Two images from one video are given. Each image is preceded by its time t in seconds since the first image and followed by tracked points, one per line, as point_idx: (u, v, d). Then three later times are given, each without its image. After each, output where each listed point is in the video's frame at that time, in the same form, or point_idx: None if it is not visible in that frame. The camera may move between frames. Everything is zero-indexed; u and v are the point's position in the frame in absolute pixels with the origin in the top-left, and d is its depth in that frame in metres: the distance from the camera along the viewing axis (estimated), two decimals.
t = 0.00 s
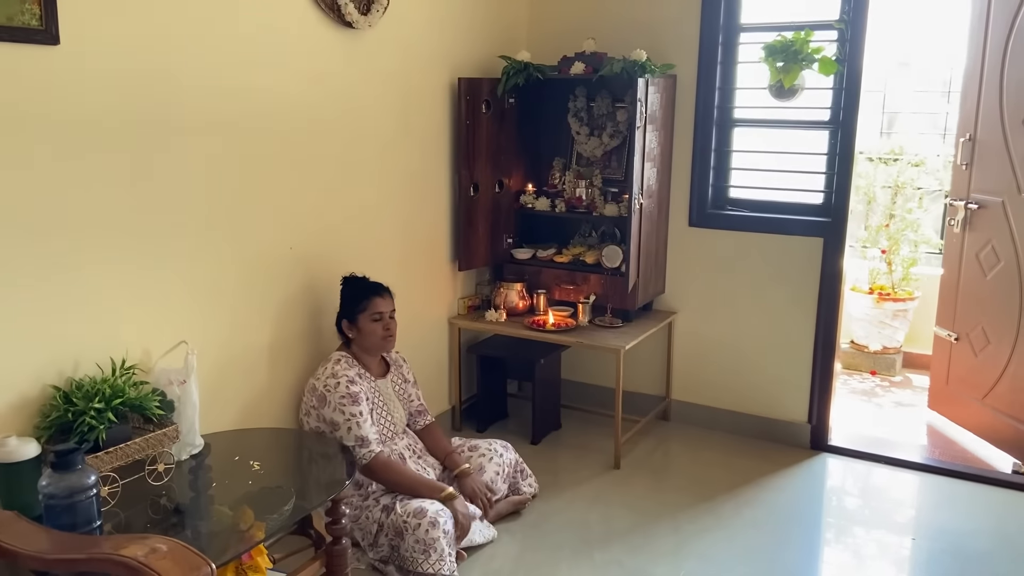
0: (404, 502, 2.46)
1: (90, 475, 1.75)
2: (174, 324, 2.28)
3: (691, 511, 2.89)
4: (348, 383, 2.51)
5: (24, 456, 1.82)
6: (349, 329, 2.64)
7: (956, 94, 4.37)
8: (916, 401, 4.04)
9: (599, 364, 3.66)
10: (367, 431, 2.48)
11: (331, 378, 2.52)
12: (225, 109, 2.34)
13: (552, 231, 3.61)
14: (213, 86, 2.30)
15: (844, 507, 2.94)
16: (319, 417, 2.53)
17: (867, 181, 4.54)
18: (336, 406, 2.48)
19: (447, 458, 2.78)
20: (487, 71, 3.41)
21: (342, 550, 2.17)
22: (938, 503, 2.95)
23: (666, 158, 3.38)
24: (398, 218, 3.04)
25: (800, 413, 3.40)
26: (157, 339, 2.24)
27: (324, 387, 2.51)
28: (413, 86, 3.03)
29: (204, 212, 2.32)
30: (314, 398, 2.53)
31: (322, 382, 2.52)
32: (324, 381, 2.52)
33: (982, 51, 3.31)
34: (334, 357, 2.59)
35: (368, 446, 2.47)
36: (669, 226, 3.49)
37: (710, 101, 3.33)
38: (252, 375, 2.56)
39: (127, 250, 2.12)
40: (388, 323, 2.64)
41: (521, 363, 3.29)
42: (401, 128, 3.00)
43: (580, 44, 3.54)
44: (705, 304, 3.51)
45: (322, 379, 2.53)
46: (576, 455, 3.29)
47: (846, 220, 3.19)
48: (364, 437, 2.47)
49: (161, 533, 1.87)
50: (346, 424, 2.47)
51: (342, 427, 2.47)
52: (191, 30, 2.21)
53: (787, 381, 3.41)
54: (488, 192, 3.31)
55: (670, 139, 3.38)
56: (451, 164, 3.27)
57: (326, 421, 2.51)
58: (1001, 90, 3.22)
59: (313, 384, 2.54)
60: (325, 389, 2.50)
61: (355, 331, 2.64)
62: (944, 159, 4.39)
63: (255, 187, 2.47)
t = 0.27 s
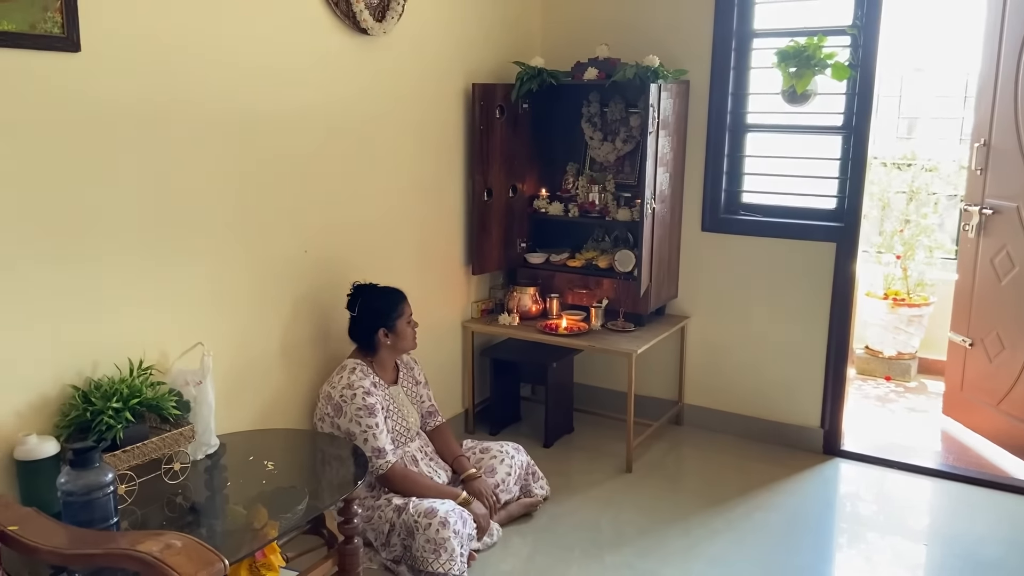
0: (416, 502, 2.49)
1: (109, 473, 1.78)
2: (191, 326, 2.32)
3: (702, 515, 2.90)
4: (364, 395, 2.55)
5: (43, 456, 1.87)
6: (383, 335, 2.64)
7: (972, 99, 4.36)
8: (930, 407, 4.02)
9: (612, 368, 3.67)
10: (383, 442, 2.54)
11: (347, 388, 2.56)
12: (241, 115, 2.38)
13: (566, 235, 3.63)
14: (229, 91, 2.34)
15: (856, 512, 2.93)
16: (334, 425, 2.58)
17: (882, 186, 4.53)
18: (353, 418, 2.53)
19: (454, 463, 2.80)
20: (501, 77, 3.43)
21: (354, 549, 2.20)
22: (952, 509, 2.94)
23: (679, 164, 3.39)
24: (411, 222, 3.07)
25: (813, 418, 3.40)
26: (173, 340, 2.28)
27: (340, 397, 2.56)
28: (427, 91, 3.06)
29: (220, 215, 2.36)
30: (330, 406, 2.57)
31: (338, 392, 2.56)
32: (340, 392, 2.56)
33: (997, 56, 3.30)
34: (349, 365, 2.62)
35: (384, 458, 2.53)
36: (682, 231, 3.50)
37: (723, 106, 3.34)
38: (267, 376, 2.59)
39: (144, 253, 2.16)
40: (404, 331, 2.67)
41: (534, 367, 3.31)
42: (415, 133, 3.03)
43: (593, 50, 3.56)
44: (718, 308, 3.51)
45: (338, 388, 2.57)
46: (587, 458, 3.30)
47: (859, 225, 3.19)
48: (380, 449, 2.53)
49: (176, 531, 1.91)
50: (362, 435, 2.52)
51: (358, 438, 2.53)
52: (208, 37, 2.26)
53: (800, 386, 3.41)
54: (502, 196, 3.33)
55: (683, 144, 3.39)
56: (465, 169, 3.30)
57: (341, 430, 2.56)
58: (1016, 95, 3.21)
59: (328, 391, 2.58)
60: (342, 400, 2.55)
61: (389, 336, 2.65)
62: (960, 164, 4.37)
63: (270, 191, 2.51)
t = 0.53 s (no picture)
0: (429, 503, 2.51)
1: (127, 471, 1.81)
2: (207, 327, 2.35)
3: (714, 518, 2.90)
4: (378, 396, 2.57)
5: (61, 455, 1.91)
6: (402, 336, 2.68)
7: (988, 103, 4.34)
8: (945, 412, 4.00)
9: (624, 371, 3.68)
10: (396, 444, 2.56)
11: (361, 390, 2.58)
12: (257, 120, 2.41)
13: (579, 239, 3.64)
14: (245, 96, 2.37)
15: (869, 517, 2.93)
16: (347, 426, 2.60)
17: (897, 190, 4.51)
18: (367, 419, 2.55)
19: (468, 463, 2.83)
20: (515, 81, 3.46)
21: (368, 549, 2.22)
22: (966, 514, 2.93)
23: (692, 167, 3.39)
24: (425, 225, 3.10)
25: (827, 422, 3.39)
26: (190, 341, 2.31)
27: (355, 398, 2.58)
28: (441, 95, 3.08)
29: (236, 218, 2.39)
30: (344, 407, 2.60)
31: (352, 393, 2.59)
32: (354, 393, 2.58)
33: (1012, 59, 3.28)
34: (364, 367, 2.64)
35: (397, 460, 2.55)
36: (695, 236, 3.51)
37: (738, 110, 3.34)
38: (282, 378, 2.62)
39: (162, 255, 2.20)
40: (419, 332, 2.70)
41: (547, 370, 3.33)
42: (429, 137, 3.06)
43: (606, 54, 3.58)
44: (731, 313, 3.52)
45: (352, 390, 2.59)
46: (600, 461, 3.31)
47: (873, 228, 3.18)
48: (393, 451, 2.55)
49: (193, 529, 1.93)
50: (375, 437, 2.55)
51: (371, 439, 2.55)
52: (225, 42, 2.29)
53: (814, 390, 3.40)
54: (515, 200, 3.35)
55: (696, 148, 3.40)
56: (479, 173, 3.32)
57: (355, 431, 2.58)
58: None
59: (343, 392, 2.61)
60: (356, 401, 2.57)
61: (409, 338, 2.69)
62: (975, 168, 4.36)
63: (286, 194, 2.54)
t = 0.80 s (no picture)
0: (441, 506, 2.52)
1: (144, 471, 1.83)
2: (222, 330, 2.37)
3: (726, 523, 2.90)
4: (391, 400, 2.59)
5: (78, 455, 1.93)
6: (417, 341, 2.70)
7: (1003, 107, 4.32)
8: (959, 418, 3.98)
9: (636, 375, 3.69)
10: (408, 447, 2.58)
11: (375, 393, 2.60)
12: (272, 125, 2.44)
13: (591, 243, 3.65)
14: (260, 101, 2.39)
15: (882, 522, 2.92)
16: (361, 429, 2.62)
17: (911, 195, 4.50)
18: (380, 422, 2.57)
19: (481, 465, 2.85)
20: (527, 86, 3.47)
21: (381, 551, 2.23)
22: (980, 520, 2.92)
23: (705, 171, 3.40)
24: (438, 229, 3.11)
25: (839, 427, 3.38)
26: (205, 344, 2.33)
27: (369, 401, 2.60)
28: (454, 100, 3.10)
29: (250, 221, 2.41)
30: (358, 410, 2.62)
31: (366, 396, 2.61)
32: (368, 396, 2.60)
33: None
34: (378, 370, 2.67)
35: (409, 463, 2.56)
36: (707, 240, 3.51)
37: (750, 114, 3.35)
38: (296, 380, 2.64)
39: (177, 258, 2.22)
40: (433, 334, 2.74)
41: (559, 373, 3.33)
42: (442, 141, 3.07)
43: (618, 59, 3.59)
44: (744, 317, 3.51)
45: (366, 393, 2.61)
46: (611, 466, 3.32)
47: (886, 233, 3.18)
48: (406, 454, 2.56)
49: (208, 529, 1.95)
50: (388, 440, 2.56)
51: (385, 442, 2.57)
52: (240, 48, 2.31)
53: (827, 395, 3.39)
54: (527, 204, 3.37)
55: (708, 153, 3.40)
56: (491, 178, 3.33)
57: (368, 434, 2.60)
58: None
59: (356, 395, 2.63)
60: (369, 404, 2.59)
61: (423, 343, 2.71)
62: (990, 173, 4.34)
63: (300, 198, 2.56)
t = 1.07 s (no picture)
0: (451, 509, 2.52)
1: (156, 473, 1.84)
2: (234, 332, 2.39)
3: (736, 527, 2.89)
4: (402, 401, 2.60)
5: (91, 456, 1.94)
6: (427, 343, 2.70)
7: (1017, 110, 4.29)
8: (973, 423, 3.96)
9: (646, 379, 3.68)
10: (419, 449, 2.58)
11: (386, 395, 2.60)
12: (283, 128, 2.45)
13: (602, 246, 3.66)
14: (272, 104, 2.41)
15: (894, 527, 2.90)
16: (372, 431, 2.63)
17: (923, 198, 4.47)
18: (391, 424, 2.57)
19: (490, 469, 2.85)
20: (538, 90, 3.47)
21: (390, 553, 2.24)
22: (994, 526, 2.90)
23: (716, 174, 3.39)
24: (449, 232, 3.12)
25: (851, 431, 3.37)
26: (217, 346, 2.34)
27: (380, 403, 2.60)
28: (465, 103, 3.11)
29: (262, 224, 2.43)
30: (368, 412, 2.62)
31: (377, 398, 2.61)
32: (379, 398, 2.61)
33: None
34: (388, 373, 2.67)
35: (420, 466, 2.56)
36: (718, 244, 3.50)
37: (762, 118, 3.34)
38: (307, 382, 2.65)
39: (190, 260, 2.23)
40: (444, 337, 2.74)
41: (569, 377, 3.33)
42: (452, 144, 3.08)
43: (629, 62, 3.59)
44: (755, 321, 3.50)
45: (377, 394, 2.61)
46: (621, 469, 3.31)
47: (898, 237, 3.16)
48: (417, 456, 2.56)
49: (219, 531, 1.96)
50: (399, 442, 2.56)
51: (395, 444, 2.57)
52: (252, 52, 2.33)
53: (839, 400, 3.38)
54: (538, 208, 3.37)
55: (719, 157, 3.40)
56: (502, 181, 3.34)
57: (379, 436, 2.60)
58: None
59: (367, 397, 2.64)
60: (380, 406, 2.59)
61: (434, 346, 2.72)
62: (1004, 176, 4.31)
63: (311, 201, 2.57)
